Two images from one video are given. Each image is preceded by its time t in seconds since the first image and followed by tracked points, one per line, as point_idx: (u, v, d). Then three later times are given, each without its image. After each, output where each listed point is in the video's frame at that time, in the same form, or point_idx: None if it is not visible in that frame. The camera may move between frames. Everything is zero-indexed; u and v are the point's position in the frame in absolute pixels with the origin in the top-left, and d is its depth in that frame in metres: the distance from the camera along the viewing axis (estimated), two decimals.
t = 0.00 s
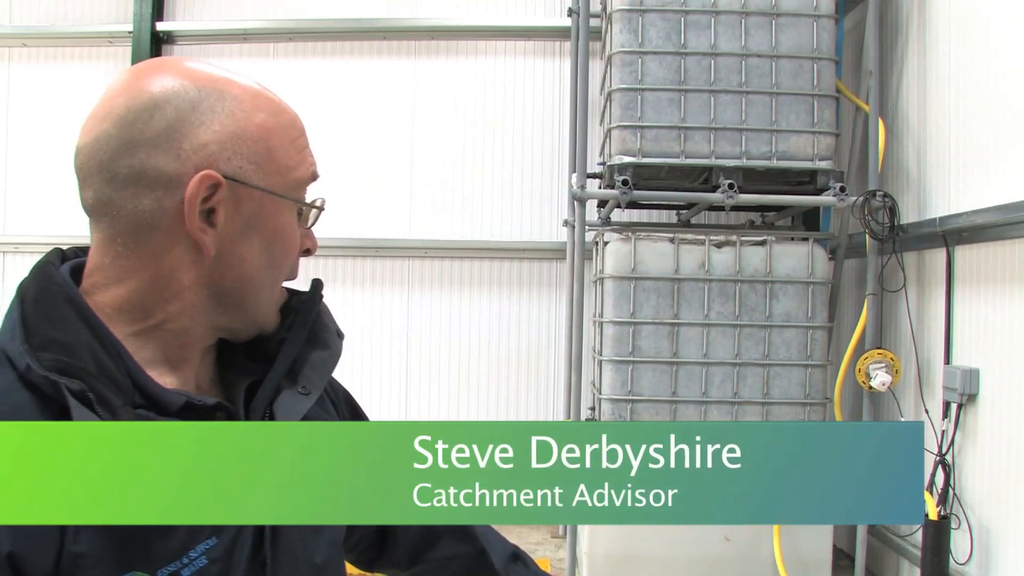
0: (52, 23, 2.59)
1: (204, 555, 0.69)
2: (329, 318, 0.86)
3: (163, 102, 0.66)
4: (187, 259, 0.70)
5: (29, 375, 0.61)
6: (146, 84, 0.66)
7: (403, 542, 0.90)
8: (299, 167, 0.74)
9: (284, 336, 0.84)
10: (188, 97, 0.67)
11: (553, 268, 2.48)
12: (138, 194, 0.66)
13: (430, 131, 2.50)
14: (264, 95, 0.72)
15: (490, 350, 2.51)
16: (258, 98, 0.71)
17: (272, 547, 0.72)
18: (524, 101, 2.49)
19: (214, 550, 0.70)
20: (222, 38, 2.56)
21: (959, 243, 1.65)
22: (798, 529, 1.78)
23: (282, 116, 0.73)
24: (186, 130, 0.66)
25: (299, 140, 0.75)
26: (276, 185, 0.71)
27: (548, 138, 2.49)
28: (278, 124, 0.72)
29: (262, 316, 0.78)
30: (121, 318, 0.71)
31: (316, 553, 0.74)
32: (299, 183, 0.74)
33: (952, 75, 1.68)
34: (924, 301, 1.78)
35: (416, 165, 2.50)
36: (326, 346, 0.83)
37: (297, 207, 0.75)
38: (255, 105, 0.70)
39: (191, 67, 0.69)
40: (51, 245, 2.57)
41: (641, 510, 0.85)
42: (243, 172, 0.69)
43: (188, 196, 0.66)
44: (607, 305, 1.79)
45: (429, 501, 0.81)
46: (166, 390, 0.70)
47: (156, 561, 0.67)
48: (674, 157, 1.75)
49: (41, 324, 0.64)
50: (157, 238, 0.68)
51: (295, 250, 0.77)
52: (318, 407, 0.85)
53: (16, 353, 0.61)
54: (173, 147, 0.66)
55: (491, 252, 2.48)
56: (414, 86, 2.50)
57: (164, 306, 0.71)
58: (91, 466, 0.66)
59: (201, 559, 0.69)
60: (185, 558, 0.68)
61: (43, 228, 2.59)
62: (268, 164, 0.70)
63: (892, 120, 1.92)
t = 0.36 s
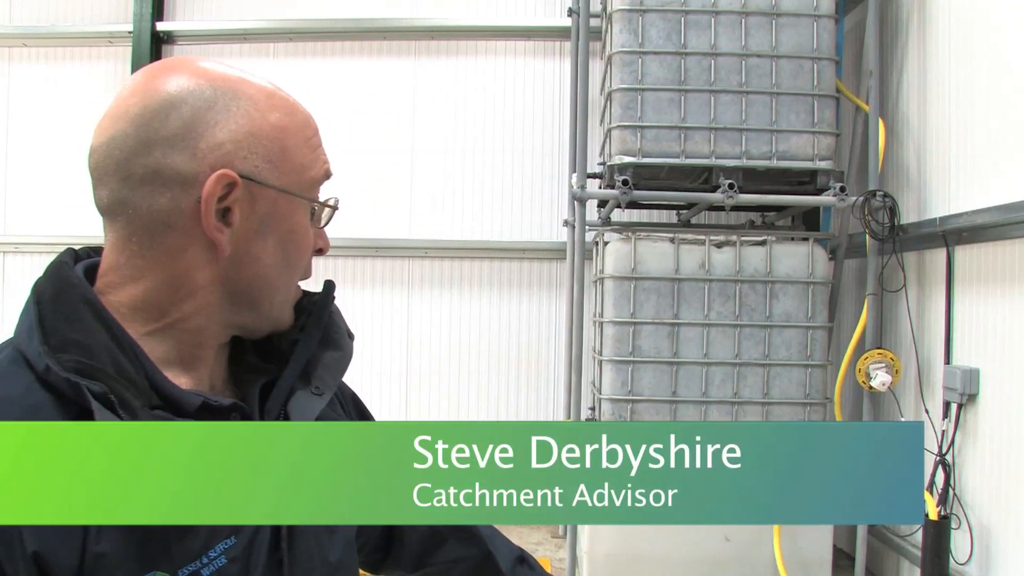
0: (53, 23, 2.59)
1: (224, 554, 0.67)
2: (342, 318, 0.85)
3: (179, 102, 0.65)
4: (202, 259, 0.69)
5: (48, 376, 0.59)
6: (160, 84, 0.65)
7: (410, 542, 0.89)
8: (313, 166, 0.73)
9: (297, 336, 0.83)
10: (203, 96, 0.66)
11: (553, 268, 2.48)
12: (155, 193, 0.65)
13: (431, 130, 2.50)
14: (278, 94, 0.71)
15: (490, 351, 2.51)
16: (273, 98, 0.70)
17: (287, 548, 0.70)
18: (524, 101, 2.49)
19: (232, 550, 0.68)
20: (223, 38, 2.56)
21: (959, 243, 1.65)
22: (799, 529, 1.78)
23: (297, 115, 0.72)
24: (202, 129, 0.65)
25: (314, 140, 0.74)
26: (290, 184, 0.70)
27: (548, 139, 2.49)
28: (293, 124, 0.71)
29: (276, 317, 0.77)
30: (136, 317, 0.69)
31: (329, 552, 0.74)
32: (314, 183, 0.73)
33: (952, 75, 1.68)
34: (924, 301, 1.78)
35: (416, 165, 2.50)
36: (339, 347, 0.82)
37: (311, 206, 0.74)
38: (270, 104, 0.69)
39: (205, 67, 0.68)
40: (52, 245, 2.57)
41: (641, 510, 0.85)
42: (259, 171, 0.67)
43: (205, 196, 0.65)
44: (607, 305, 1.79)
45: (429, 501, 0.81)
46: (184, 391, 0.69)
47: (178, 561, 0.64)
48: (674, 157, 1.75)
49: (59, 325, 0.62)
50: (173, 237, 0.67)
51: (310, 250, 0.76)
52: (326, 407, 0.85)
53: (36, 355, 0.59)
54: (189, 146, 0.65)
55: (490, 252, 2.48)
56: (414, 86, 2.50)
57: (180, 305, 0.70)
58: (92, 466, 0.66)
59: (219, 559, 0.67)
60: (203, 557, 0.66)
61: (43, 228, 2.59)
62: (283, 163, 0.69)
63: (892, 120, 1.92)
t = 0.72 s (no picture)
0: (53, 23, 2.59)
1: (228, 557, 0.65)
2: (345, 319, 0.84)
3: (180, 102, 0.65)
4: (206, 261, 0.68)
5: (53, 379, 0.58)
6: (161, 85, 0.65)
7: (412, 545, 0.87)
8: (315, 165, 0.73)
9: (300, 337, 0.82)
10: (204, 97, 0.66)
11: (553, 268, 2.48)
12: (158, 196, 0.65)
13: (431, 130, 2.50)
14: (279, 94, 0.71)
15: (490, 351, 2.51)
16: (274, 97, 0.70)
17: (293, 549, 0.69)
18: (524, 101, 2.49)
19: (237, 551, 0.66)
20: (223, 38, 2.56)
21: (959, 243, 1.65)
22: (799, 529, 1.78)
23: (297, 114, 0.72)
24: (204, 130, 0.65)
25: (315, 139, 0.74)
26: (293, 183, 0.70)
27: (548, 138, 2.49)
28: (295, 123, 0.71)
29: (280, 319, 0.77)
30: (138, 320, 0.68)
31: (331, 552, 0.73)
32: (316, 181, 0.73)
33: (952, 75, 1.68)
34: (924, 301, 1.78)
35: (416, 165, 2.50)
36: (341, 347, 0.81)
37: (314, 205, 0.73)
38: (272, 104, 0.69)
39: (205, 67, 0.68)
40: (52, 245, 2.57)
41: (641, 510, 0.85)
42: (261, 171, 0.68)
43: (208, 197, 0.65)
44: (607, 305, 1.79)
45: (429, 501, 0.81)
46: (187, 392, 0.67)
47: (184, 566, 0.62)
48: (674, 157, 1.75)
49: (63, 327, 0.60)
50: (177, 239, 0.66)
51: (313, 249, 0.75)
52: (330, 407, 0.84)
53: (41, 358, 0.58)
54: (192, 147, 0.65)
55: (490, 252, 2.48)
56: (415, 87, 2.50)
57: (183, 307, 0.69)
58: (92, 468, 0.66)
59: (224, 561, 0.65)
60: (208, 560, 0.64)
61: (43, 228, 2.59)
62: (286, 162, 0.69)
63: (893, 120, 1.92)
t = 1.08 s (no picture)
0: (53, 23, 2.60)
1: (227, 559, 0.65)
2: (341, 319, 0.85)
3: (146, 112, 0.57)
4: (200, 264, 0.63)
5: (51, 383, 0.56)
6: (122, 96, 0.58)
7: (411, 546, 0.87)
8: (291, 141, 0.65)
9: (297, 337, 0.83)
10: (169, 99, 0.58)
11: (553, 268, 2.48)
12: (139, 211, 0.59)
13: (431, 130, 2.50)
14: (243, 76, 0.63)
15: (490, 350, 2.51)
16: (243, 85, 0.62)
17: (291, 551, 0.70)
18: (524, 101, 2.49)
19: (236, 554, 0.66)
20: (224, 38, 2.56)
21: (959, 243, 1.65)
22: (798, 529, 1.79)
23: (266, 94, 0.64)
24: (178, 137, 0.58)
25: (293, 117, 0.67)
26: (276, 168, 0.63)
27: (548, 138, 2.49)
28: (270, 108, 0.64)
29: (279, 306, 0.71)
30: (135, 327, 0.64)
31: (331, 553, 0.74)
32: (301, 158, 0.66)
33: (952, 75, 1.68)
34: (924, 301, 1.78)
35: (416, 165, 2.51)
36: (338, 347, 0.82)
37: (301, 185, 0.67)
38: (240, 94, 0.62)
39: (161, 64, 0.60)
40: (52, 245, 2.57)
41: (641, 510, 0.85)
42: (242, 164, 0.61)
43: (194, 204, 0.59)
44: (607, 305, 1.79)
45: (429, 501, 0.81)
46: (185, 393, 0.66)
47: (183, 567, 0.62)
48: (674, 157, 1.75)
49: (58, 329, 0.58)
50: (166, 247, 0.61)
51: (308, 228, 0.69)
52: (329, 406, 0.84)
53: (39, 362, 0.56)
54: (168, 157, 0.58)
55: (490, 253, 2.48)
56: (415, 87, 2.50)
57: (182, 311, 0.65)
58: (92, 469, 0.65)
59: (224, 563, 0.65)
60: (208, 562, 0.64)
61: (44, 228, 2.59)
62: (265, 150, 0.62)
63: (893, 120, 1.92)
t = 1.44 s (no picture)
0: (52, 23, 2.59)
1: (236, 559, 0.64)
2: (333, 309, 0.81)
3: (87, 131, 0.53)
4: (180, 267, 0.60)
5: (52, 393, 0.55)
6: (52, 115, 0.53)
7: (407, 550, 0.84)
8: (242, 117, 0.60)
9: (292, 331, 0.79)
10: (107, 109, 0.54)
11: (553, 268, 2.48)
12: (104, 231, 0.56)
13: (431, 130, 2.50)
14: (178, 63, 0.58)
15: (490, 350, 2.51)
16: (174, 75, 0.57)
17: (295, 547, 0.70)
18: (523, 100, 2.49)
19: (244, 553, 0.64)
20: (223, 38, 2.56)
21: (959, 243, 1.64)
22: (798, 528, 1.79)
23: (203, 75, 0.58)
24: (125, 149, 0.55)
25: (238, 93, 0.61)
26: (232, 153, 0.59)
27: (548, 138, 2.49)
28: (211, 92, 0.58)
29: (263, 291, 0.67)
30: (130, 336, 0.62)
31: (331, 550, 0.74)
32: (253, 133, 0.61)
33: (953, 74, 1.68)
34: (924, 301, 1.78)
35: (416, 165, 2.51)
36: (328, 339, 0.77)
37: (260, 161, 0.61)
38: (177, 86, 0.56)
39: (91, 70, 0.54)
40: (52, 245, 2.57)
41: (641, 510, 0.85)
42: (194, 159, 0.57)
43: (156, 213, 0.56)
44: (607, 306, 1.80)
45: (429, 500, 0.82)
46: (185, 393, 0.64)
47: (194, 569, 0.61)
48: (674, 157, 1.75)
49: (52, 335, 0.57)
50: (141, 258, 0.58)
51: (281, 203, 0.64)
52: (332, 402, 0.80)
53: (38, 371, 0.55)
54: (121, 173, 0.55)
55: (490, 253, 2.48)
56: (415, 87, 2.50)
57: (172, 315, 0.62)
58: (92, 468, 0.66)
59: (232, 563, 0.63)
60: (215, 564, 0.62)
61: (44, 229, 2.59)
62: (214, 137, 0.58)
63: (893, 120, 1.92)
